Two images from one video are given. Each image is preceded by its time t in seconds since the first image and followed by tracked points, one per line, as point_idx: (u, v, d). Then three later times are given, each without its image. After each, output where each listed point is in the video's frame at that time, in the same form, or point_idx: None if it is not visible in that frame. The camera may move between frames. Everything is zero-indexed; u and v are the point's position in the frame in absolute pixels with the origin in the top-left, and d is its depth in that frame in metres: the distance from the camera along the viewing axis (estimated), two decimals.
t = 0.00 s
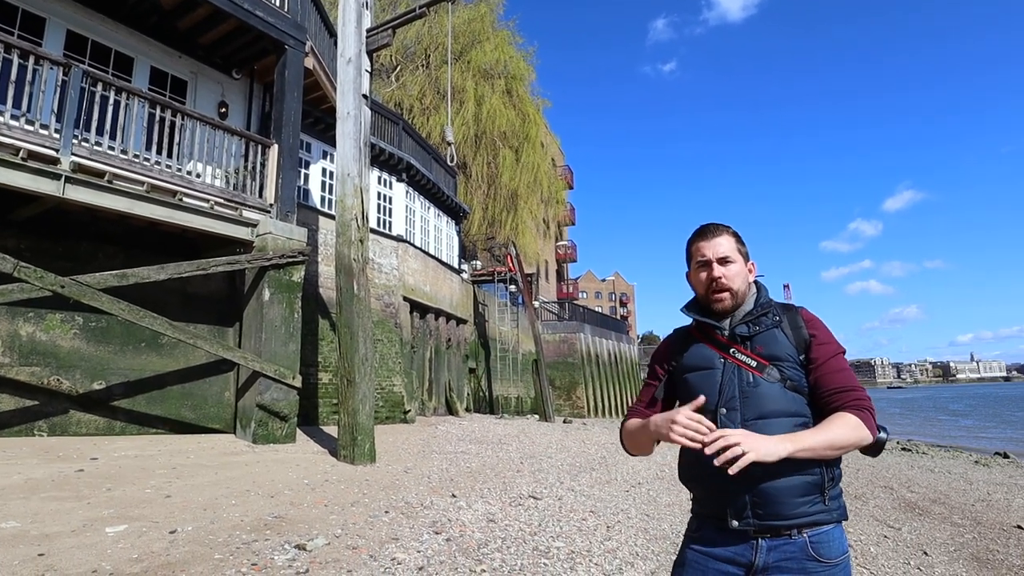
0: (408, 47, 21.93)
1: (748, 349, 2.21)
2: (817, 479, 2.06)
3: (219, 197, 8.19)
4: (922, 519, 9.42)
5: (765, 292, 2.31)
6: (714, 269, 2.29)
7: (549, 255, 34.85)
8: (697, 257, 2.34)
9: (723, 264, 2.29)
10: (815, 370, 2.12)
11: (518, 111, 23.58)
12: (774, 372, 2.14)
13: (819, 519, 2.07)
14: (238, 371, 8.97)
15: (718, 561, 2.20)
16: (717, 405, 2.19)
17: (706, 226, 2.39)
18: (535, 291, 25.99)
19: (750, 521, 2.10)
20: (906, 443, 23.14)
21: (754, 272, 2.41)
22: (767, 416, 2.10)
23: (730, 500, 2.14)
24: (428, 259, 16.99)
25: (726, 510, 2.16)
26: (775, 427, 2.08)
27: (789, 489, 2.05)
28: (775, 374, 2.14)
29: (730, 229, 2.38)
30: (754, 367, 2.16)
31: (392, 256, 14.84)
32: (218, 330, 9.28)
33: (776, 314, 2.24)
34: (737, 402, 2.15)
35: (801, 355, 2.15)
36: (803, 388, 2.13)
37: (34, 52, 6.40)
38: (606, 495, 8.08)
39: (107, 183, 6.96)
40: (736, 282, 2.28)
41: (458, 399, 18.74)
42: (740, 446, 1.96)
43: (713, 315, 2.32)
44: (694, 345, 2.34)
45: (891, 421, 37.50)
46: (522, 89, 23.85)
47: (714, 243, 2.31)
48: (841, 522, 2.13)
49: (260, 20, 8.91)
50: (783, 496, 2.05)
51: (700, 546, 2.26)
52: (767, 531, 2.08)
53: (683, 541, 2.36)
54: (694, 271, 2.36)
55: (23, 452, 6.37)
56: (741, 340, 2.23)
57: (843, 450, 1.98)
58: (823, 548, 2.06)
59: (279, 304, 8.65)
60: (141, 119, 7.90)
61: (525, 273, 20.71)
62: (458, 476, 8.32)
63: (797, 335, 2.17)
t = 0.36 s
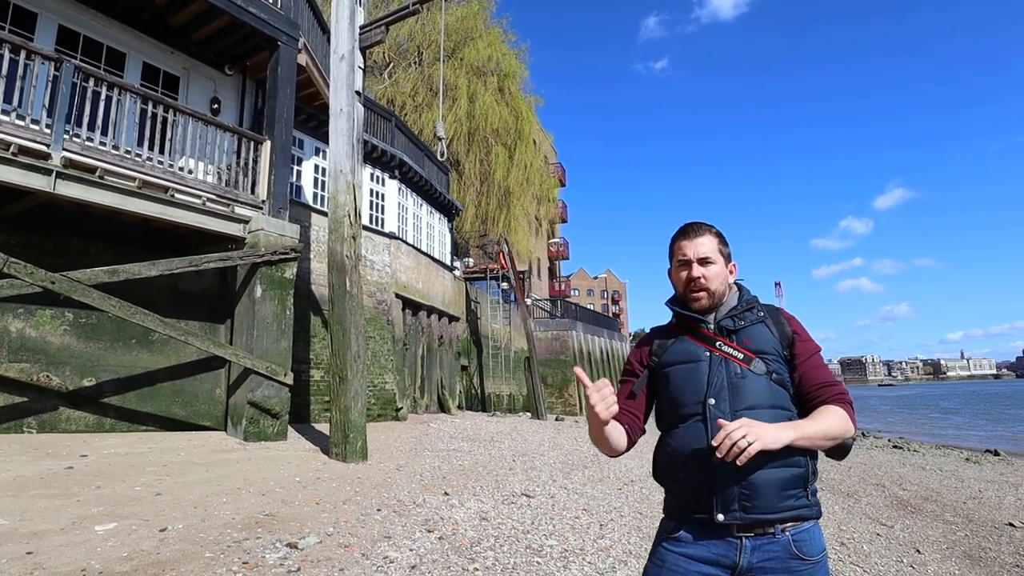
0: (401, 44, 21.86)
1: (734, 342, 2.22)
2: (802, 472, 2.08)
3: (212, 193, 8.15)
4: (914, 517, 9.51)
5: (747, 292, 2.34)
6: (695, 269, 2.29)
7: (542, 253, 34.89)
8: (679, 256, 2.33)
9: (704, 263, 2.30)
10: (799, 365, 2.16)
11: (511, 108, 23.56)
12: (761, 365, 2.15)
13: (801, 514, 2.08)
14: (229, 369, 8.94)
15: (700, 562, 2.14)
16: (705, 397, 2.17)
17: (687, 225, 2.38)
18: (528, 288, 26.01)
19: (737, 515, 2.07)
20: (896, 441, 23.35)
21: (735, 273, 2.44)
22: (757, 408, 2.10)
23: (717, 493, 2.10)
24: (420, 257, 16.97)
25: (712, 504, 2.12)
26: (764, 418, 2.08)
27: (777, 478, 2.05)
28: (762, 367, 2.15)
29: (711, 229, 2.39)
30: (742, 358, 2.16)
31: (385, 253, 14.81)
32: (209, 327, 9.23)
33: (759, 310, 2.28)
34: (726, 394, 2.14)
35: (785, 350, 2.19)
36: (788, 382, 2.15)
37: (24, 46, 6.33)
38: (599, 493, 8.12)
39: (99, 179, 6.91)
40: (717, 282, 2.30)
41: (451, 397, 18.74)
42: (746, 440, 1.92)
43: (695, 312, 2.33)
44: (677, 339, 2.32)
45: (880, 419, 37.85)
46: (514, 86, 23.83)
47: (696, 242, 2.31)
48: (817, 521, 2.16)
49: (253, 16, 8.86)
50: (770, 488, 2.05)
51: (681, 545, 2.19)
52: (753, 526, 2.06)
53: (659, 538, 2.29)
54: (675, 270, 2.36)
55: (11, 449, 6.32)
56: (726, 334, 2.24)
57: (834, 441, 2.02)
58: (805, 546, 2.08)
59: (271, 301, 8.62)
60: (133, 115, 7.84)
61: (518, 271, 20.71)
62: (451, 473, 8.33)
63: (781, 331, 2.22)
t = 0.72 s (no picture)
0: (398, 46, 21.88)
1: (691, 344, 2.20)
2: (755, 474, 2.08)
3: (210, 195, 8.15)
4: (912, 520, 9.56)
5: (701, 295, 2.35)
6: (653, 269, 2.27)
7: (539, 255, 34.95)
8: (637, 255, 2.30)
9: (662, 264, 2.28)
10: (753, 369, 2.17)
11: (508, 111, 23.61)
12: (717, 367, 2.15)
13: (754, 516, 2.07)
14: (226, 370, 8.93)
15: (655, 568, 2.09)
16: (663, 399, 2.12)
17: (647, 225, 2.36)
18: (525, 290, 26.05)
19: (693, 517, 2.03)
20: (893, 443, 23.44)
21: (690, 277, 2.43)
22: (714, 410, 2.08)
23: (673, 496, 2.05)
24: (417, 258, 16.99)
25: (667, 508, 2.07)
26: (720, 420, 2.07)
27: (734, 478, 2.04)
28: (718, 369, 2.14)
29: (670, 231, 2.38)
30: (699, 360, 2.15)
31: (382, 255, 14.82)
32: (206, 328, 9.24)
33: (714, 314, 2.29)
34: (684, 395, 2.11)
35: (739, 353, 2.20)
36: (741, 385, 2.16)
37: (24, 49, 6.34)
38: (597, 496, 8.14)
39: (98, 180, 6.91)
40: (673, 284, 2.28)
41: (448, 398, 18.76)
42: (720, 437, 1.88)
43: (651, 312, 2.29)
44: (633, 340, 2.27)
45: (877, 421, 38.05)
46: (512, 89, 23.89)
47: (655, 242, 2.29)
48: (768, 524, 2.16)
49: (252, 18, 8.87)
50: (724, 490, 2.03)
51: (635, 550, 2.13)
52: (707, 528, 2.03)
53: (612, 545, 2.22)
54: (633, 269, 2.32)
55: (8, 451, 6.31)
56: (683, 336, 2.22)
57: (789, 442, 2.03)
58: (758, 547, 2.06)
59: (269, 303, 8.62)
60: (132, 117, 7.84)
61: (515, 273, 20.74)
62: (448, 475, 8.34)
63: (736, 334, 2.23)
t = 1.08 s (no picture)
0: (401, 51, 21.86)
1: (654, 346, 2.17)
2: (714, 474, 2.07)
3: (214, 200, 8.16)
4: (918, 525, 9.52)
5: (666, 292, 2.30)
6: (615, 265, 2.22)
7: (541, 260, 34.98)
8: (599, 252, 2.26)
9: (624, 260, 2.24)
10: (715, 369, 2.14)
11: (510, 115, 23.66)
12: (679, 369, 2.12)
13: (714, 514, 2.07)
14: (229, 375, 8.94)
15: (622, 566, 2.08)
16: (626, 403, 2.10)
17: (610, 220, 2.31)
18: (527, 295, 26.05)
19: (653, 520, 2.02)
20: (898, 449, 23.34)
21: (656, 271, 2.38)
22: (675, 413, 2.07)
23: (633, 498, 2.05)
24: (420, 263, 16.99)
25: (628, 509, 2.06)
26: (681, 424, 2.06)
27: (689, 483, 2.02)
28: (680, 371, 2.12)
29: (634, 225, 2.33)
30: (661, 364, 2.12)
31: (385, 259, 14.83)
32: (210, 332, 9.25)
33: (678, 313, 2.25)
34: (645, 400, 2.09)
35: (702, 353, 2.17)
36: (704, 386, 2.14)
37: (30, 54, 6.38)
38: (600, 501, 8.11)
39: (102, 185, 6.94)
40: (637, 280, 2.24)
41: (450, 403, 18.73)
42: (655, 453, 1.88)
43: (614, 311, 2.26)
44: (597, 341, 2.24)
45: (879, 426, 37.94)
46: (514, 94, 23.94)
47: (618, 238, 2.24)
48: (729, 516, 2.16)
49: (256, 24, 8.93)
50: (682, 492, 2.02)
51: (603, 549, 2.12)
52: (668, 527, 2.02)
53: (584, 547, 2.22)
54: (595, 264, 2.27)
55: (12, 455, 6.31)
56: (646, 338, 2.19)
57: (744, 445, 2.03)
58: (718, 536, 2.06)
59: (272, 307, 8.63)
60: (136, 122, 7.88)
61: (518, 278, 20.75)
62: (450, 480, 8.31)
63: (699, 334, 2.19)
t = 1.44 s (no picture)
0: (403, 54, 21.90)
1: (632, 354, 2.17)
2: (693, 478, 2.08)
3: (216, 201, 8.19)
4: (919, 528, 9.52)
5: (647, 294, 2.29)
6: (595, 267, 2.23)
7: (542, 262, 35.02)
8: (582, 252, 2.26)
9: (605, 262, 2.24)
10: (695, 374, 2.14)
11: (511, 117, 23.71)
12: (657, 377, 2.12)
13: (694, 514, 2.08)
14: (231, 376, 8.96)
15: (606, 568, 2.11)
16: (603, 411, 2.13)
17: (591, 221, 2.32)
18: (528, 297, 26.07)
19: (634, 525, 2.05)
20: (899, 451, 23.32)
21: (638, 273, 2.39)
22: (652, 422, 2.08)
23: (614, 505, 2.08)
24: (421, 265, 17.02)
25: (609, 516, 2.10)
26: (659, 432, 2.07)
27: (667, 491, 2.04)
28: (658, 379, 2.12)
29: (615, 226, 2.33)
30: (639, 372, 2.13)
31: (386, 261, 14.87)
32: (211, 334, 9.28)
33: (658, 318, 2.24)
34: (623, 408, 2.11)
35: (682, 359, 2.16)
36: (683, 391, 2.15)
37: (34, 56, 6.42)
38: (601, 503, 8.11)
39: (105, 186, 6.98)
40: (617, 281, 2.24)
41: (451, 405, 18.75)
42: (628, 466, 1.91)
43: (594, 318, 2.28)
44: (576, 348, 2.26)
45: (880, 429, 37.96)
46: (514, 95, 23.98)
47: (598, 239, 2.25)
48: (712, 512, 2.17)
49: (258, 26, 8.97)
50: (661, 497, 2.04)
51: (587, 552, 2.15)
52: (647, 530, 2.04)
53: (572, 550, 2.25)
54: (576, 266, 2.28)
55: (15, 455, 6.34)
56: (625, 345, 2.19)
57: (721, 450, 2.04)
58: (698, 532, 2.07)
59: (274, 309, 8.65)
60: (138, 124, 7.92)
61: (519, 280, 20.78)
62: (451, 482, 8.32)
63: (678, 339, 2.17)
